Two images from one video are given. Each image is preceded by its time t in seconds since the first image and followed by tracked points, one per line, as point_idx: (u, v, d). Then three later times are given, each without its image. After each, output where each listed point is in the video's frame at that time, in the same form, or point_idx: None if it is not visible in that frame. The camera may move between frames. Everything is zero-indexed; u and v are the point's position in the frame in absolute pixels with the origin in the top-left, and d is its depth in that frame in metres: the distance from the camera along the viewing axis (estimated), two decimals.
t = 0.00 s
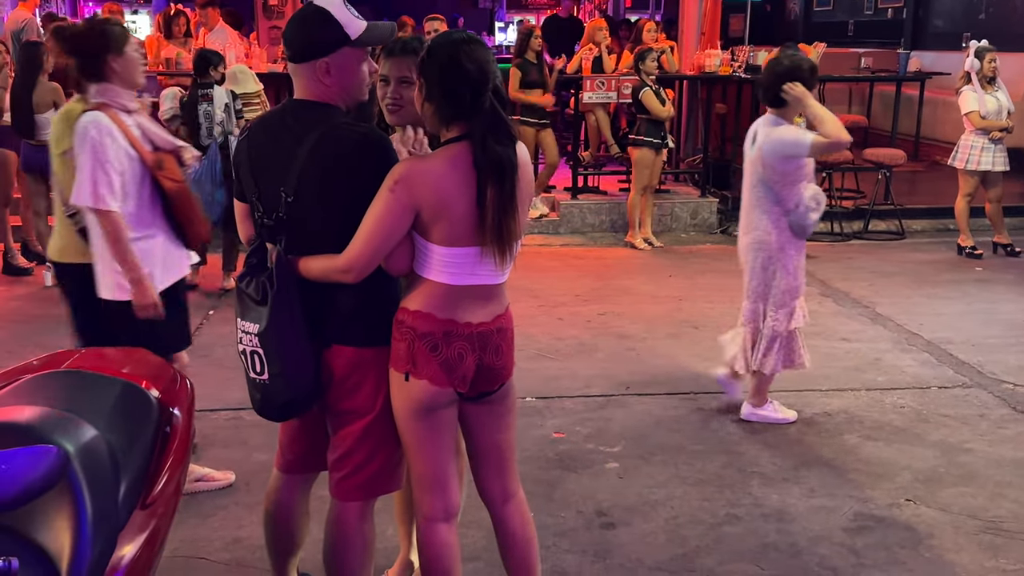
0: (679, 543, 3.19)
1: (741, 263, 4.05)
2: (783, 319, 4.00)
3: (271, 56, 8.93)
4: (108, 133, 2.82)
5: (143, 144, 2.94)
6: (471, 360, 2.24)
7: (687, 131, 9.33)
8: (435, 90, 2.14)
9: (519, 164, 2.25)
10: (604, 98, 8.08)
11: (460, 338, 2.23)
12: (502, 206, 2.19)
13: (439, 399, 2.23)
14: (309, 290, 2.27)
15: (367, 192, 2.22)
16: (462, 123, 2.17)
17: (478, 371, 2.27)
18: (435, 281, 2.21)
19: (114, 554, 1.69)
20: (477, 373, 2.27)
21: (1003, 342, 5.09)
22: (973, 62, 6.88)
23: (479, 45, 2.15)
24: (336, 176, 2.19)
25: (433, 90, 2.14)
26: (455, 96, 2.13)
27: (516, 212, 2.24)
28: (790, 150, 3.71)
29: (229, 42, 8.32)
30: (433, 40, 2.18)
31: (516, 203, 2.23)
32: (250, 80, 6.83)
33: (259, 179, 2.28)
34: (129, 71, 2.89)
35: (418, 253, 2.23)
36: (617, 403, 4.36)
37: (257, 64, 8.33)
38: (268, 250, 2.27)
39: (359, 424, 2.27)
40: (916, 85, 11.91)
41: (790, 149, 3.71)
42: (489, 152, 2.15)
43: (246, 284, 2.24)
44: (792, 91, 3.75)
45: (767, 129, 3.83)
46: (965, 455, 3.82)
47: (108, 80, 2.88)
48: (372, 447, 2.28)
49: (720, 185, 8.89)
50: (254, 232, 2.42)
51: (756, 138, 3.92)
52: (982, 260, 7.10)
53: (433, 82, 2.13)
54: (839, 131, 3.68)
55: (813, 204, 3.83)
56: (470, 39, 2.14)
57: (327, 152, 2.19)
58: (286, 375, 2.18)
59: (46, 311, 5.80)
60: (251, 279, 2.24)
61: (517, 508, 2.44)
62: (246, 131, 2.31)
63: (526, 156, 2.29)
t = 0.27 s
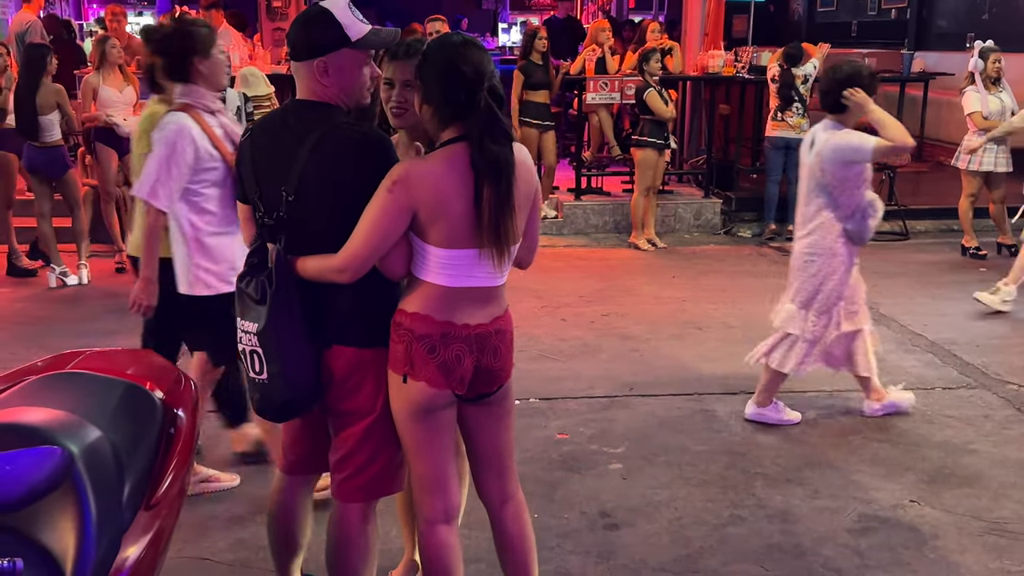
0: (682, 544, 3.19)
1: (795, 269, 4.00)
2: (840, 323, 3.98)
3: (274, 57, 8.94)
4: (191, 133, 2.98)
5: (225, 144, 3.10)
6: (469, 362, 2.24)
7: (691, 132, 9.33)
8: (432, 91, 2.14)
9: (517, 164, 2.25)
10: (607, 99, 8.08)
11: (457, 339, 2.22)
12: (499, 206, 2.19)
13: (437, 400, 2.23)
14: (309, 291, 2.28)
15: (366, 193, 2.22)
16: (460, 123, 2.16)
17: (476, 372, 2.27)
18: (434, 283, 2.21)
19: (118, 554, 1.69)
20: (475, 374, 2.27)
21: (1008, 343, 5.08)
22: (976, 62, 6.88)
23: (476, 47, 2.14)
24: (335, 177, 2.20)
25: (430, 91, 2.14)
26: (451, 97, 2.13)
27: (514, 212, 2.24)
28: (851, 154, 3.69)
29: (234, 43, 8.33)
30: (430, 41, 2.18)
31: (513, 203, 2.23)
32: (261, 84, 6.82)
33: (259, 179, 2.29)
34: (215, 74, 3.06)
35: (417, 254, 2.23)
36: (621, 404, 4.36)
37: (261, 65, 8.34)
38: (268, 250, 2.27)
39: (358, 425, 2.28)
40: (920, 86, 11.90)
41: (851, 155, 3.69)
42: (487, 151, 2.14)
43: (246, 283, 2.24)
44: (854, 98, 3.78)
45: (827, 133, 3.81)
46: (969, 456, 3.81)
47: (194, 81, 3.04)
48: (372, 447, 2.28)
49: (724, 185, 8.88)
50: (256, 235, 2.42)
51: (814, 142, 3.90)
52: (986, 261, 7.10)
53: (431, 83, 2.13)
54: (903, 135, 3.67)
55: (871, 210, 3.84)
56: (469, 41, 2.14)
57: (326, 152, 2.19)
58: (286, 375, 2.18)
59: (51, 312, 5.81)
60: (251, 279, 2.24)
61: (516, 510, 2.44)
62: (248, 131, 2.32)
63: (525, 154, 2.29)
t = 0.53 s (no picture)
0: (686, 546, 3.19)
1: (862, 255, 4.11)
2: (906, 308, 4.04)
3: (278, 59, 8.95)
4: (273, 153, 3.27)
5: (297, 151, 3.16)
6: (468, 363, 2.24)
7: (694, 134, 9.32)
8: (429, 93, 2.14)
9: (515, 166, 2.24)
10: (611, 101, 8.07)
11: (456, 341, 2.22)
12: (497, 207, 2.18)
13: (437, 402, 2.23)
14: (310, 291, 2.28)
15: (365, 195, 2.23)
16: (456, 125, 2.16)
17: (475, 373, 2.27)
18: (433, 285, 2.20)
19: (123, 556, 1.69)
20: (474, 376, 2.27)
21: (1012, 344, 5.07)
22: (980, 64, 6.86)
23: (472, 50, 2.14)
24: (334, 178, 2.20)
25: (426, 94, 2.14)
26: (448, 99, 2.13)
27: (511, 214, 2.23)
28: (910, 146, 3.82)
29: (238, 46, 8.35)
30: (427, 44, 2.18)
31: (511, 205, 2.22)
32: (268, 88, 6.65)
33: (260, 180, 2.29)
34: (295, 85, 3.47)
35: (416, 257, 2.23)
36: (624, 406, 4.36)
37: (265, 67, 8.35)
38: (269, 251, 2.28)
39: (358, 425, 2.28)
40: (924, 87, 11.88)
41: (911, 147, 3.82)
42: (483, 153, 2.14)
43: (247, 284, 2.24)
44: (911, 89, 3.83)
45: (886, 128, 3.93)
46: (974, 458, 3.81)
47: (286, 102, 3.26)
48: (373, 448, 2.28)
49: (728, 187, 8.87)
50: (254, 237, 2.42)
51: (874, 138, 4.02)
52: (990, 263, 7.09)
53: (429, 86, 2.13)
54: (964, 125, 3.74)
55: (935, 204, 3.91)
56: (466, 45, 2.15)
57: (325, 154, 2.19)
58: (287, 376, 2.18)
59: (55, 315, 5.81)
60: (252, 280, 2.24)
61: (516, 511, 2.43)
62: (248, 133, 2.33)
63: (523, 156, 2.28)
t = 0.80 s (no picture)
0: (690, 549, 3.18)
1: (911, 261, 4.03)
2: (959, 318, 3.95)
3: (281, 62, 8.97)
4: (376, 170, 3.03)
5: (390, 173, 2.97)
6: (467, 366, 2.24)
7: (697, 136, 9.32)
8: (429, 97, 2.14)
9: (515, 169, 2.24)
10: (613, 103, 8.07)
11: (455, 342, 2.22)
12: (496, 210, 2.17)
13: (436, 403, 2.22)
14: (311, 295, 2.28)
15: (366, 197, 2.23)
16: (454, 127, 2.16)
17: (474, 375, 2.27)
18: (432, 286, 2.21)
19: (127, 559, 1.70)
20: (472, 377, 2.27)
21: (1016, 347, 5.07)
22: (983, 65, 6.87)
23: (471, 54, 2.15)
24: (335, 182, 2.20)
25: (426, 98, 2.15)
26: (448, 103, 2.13)
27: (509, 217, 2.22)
28: (966, 152, 3.77)
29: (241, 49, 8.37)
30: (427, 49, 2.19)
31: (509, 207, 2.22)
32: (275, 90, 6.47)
33: (260, 184, 2.29)
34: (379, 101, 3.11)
35: (415, 259, 2.23)
36: (627, 408, 4.36)
37: (268, 70, 8.35)
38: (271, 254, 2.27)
39: (361, 428, 2.28)
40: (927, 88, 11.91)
41: (968, 153, 3.77)
42: (480, 155, 2.13)
43: (251, 289, 2.24)
44: (972, 94, 3.79)
45: (943, 133, 3.87)
46: (978, 461, 3.80)
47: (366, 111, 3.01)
48: (375, 452, 2.28)
49: (731, 189, 8.86)
50: (251, 241, 2.42)
51: (929, 143, 3.95)
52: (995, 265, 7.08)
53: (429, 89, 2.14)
54: None
55: (987, 213, 3.88)
56: (464, 49, 2.16)
57: (327, 157, 2.20)
58: (293, 380, 2.18)
59: (59, 318, 5.82)
60: (255, 285, 2.24)
61: (516, 514, 2.42)
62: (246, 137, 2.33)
63: (522, 160, 2.27)
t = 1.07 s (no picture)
0: (694, 552, 3.18)
1: (982, 272, 3.90)
2: None
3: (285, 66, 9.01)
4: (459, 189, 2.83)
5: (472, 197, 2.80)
6: (466, 369, 2.22)
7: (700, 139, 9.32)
8: (426, 101, 2.15)
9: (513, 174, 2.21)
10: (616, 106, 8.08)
11: (453, 343, 2.21)
12: (489, 213, 2.15)
13: (436, 404, 2.22)
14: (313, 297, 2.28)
15: (368, 199, 2.23)
16: (449, 131, 2.15)
17: (473, 378, 2.25)
18: (432, 288, 2.20)
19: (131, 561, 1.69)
20: (472, 380, 2.25)
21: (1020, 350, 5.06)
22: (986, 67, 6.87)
23: (469, 57, 2.15)
24: (336, 185, 2.21)
25: (423, 102, 2.15)
26: (444, 106, 2.13)
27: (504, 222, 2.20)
28: None
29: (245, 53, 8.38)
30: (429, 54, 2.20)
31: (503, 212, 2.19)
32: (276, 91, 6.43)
33: (261, 187, 2.29)
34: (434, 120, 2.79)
35: (415, 262, 2.23)
36: (631, 411, 4.36)
37: (271, 74, 8.37)
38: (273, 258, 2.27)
39: (363, 430, 2.28)
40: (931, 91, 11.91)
41: None
42: (468, 160, 2.11)
43: (254, 293, 2.24)
44: None
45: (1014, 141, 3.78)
46: (983, 464, 3.79)
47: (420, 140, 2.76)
48: (377, 454, 2.28)
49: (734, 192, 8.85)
50: (247, 247, 2.42)
51: (1005, 149, 3.86)
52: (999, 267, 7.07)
53: (427, 93, 2.14)
54: None
55: None
56: (462, 53, 2.14)
57: (329, 160, 2.20)
58: (298, 384, 2.18)
59: (63, 321, 5.83)
60: (259, 289, 2.23)
61: (519, 513, 2.41)
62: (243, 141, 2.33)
63: (524, 165, 2.24)
